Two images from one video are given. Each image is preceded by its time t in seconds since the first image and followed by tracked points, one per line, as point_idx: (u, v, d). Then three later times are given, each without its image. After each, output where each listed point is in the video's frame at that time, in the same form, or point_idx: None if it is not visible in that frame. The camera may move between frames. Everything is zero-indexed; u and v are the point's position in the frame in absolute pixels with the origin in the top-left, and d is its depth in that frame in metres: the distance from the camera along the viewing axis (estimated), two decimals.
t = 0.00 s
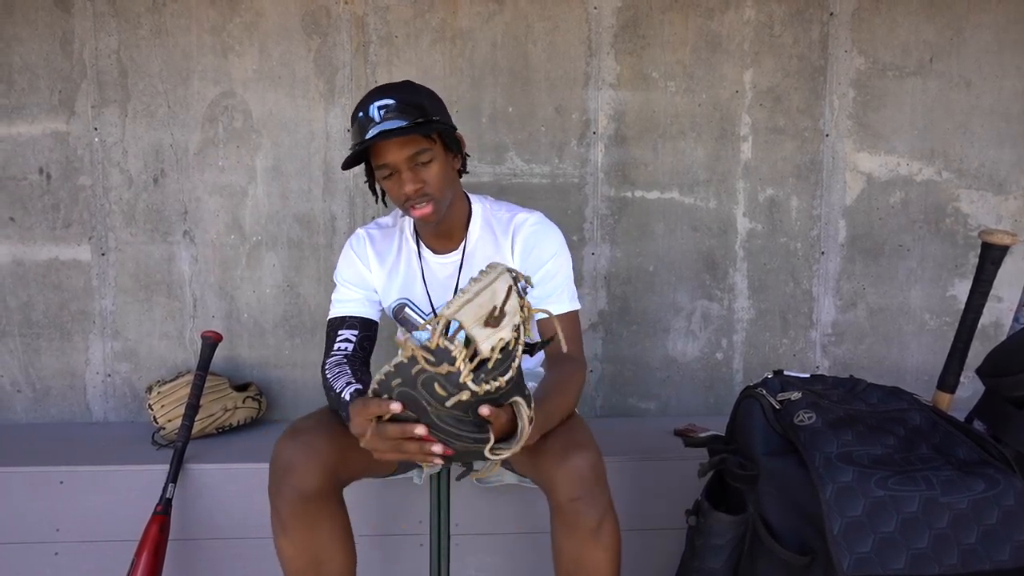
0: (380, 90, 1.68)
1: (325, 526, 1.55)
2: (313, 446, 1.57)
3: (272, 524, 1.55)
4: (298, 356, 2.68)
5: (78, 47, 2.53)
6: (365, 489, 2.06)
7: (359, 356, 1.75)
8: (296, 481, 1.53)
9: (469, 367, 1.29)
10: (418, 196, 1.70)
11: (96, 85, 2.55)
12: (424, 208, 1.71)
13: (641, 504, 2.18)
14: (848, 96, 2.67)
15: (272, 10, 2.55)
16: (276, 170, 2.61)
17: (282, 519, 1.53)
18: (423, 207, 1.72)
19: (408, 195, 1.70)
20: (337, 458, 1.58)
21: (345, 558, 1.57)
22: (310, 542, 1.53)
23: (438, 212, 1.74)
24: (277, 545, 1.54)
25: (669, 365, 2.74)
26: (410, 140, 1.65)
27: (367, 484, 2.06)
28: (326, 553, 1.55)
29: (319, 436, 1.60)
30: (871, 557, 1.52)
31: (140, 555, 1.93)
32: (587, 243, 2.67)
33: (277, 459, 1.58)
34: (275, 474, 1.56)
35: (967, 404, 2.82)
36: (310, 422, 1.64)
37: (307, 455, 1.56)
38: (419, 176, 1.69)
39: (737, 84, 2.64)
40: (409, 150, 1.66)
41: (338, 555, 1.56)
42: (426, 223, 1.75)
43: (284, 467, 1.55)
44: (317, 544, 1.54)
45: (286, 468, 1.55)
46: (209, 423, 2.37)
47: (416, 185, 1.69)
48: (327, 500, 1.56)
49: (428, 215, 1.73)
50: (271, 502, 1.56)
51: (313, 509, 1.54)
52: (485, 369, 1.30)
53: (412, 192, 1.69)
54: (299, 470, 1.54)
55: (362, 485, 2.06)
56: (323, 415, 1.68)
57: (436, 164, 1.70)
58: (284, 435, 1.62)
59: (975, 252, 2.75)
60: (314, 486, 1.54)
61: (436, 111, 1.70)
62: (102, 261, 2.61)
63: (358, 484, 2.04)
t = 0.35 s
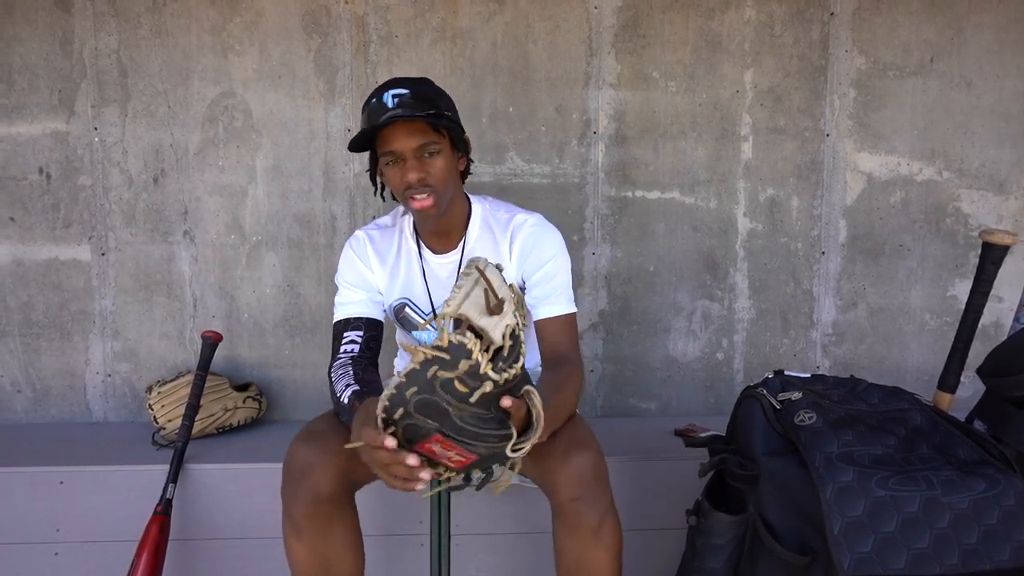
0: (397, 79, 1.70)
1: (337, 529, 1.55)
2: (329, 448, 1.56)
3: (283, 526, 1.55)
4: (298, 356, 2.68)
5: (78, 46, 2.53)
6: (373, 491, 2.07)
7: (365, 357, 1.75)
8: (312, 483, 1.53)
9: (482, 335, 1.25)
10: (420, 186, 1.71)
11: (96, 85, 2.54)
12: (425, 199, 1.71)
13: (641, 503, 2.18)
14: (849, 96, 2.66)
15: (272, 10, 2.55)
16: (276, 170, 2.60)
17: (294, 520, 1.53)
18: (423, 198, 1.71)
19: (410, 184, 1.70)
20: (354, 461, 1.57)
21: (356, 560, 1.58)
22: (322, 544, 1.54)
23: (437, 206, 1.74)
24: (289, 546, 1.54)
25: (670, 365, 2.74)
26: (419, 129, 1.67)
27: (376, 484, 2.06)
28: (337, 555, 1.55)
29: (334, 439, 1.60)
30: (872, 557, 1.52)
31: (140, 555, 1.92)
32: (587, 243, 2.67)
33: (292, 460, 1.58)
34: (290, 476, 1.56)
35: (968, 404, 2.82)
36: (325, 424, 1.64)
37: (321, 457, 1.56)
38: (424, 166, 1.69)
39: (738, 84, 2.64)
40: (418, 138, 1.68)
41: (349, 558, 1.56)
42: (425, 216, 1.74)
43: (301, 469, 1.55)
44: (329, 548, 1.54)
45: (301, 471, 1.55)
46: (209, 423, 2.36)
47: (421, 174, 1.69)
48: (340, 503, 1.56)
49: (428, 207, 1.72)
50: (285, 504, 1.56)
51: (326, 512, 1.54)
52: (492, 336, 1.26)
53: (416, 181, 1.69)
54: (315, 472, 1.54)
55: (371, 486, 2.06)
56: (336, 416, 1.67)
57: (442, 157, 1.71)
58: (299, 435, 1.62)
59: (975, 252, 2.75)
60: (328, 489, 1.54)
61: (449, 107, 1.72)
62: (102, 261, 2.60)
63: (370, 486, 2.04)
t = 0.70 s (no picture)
0: (423, 73, 1.72)
1: (338, 527, 1.54)
2: (331, 445, 1.58)
3: (284, 523, 1.55)
4: (298, 356, 2.68)
5: (78, 46, 2.52)
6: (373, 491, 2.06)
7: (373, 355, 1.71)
8: (313, 479, 1.54)
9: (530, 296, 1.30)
10: (438, 178, 1.72)
11: (95, 85, 2.54)
12: (441, 190, 1.72)
13: (641, 503, 2.17)
14: (849, 96, 2.66)
15: (272, 10, 2.55)
16: (276, 170, 2.60)
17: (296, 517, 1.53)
18: (440, 190, 1.72)
19: (428, 175, 1.71)
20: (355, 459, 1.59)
21: (356, 559, 1.56)
22: (322, 541, 1.53)
23: (453, 200, 1.75)
24: (289, 544, 1.54)
25: (670, 365, 2.74)
26: (441, 122, 1.69)
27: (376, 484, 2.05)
28: (337, 554, 1.54)
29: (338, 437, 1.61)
30: (872, 557, 1.52)
31: (140, 554, 1.93)
32: (588, 242, 2.67)
33: (296, 459, 1.59)
34: (294, 473, 1.57)
35: (968, 403, 2.82)
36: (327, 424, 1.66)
37: (325, 454, 1.56)
38: (443, 159, 1.71)
39: (738, 84, 2.64)
40: (439, 130, 1.69)
41: (348, 556, 1.55)
42: (440, 208, 1.75)
43: (303, 467, 1.56)
44: (329, 545, 1.53)
45: (304, 469, 1.56)
46: (209, 423, 2.36)
47: (440, 166, 1.71)
48: (341, 500, 1.56)
49: (445, 199, 1.73)
50: (286, 501, 1.56)
51: (328, 508, 1.54)
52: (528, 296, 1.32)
53: (435, 172, 1.71)
54: (317, 468, 1.55)
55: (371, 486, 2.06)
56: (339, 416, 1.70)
57: (461, 152, 1.73)
58: (302, 435, 1.64)
59: (976, 252, 2.74)
60: (331, 485, 1.54)
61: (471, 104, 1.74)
62: (102, 261, 2.60)
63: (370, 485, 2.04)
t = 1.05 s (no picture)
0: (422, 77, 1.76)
1: (336, 524, 1.55)
2: (332, 440, 1.58)
3: (283, 520, 1.55)
4: (299, 356, 2.68)
5: (79, 47, 2.53)
6: (371, 491, 2.07)
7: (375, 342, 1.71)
8: (315, 476, 1.55)
9: (482, 313, 1.37)
10: (414, 180, 1.75)
11: (96, 85, 2.55)
12: (418, 194, 1.76)
13: (641, 503, 2.18)
14: (848, 96, 2.67)
15: (273, 10, 2.55)
16: (277, 170, 2.61)
17: (295, 514, 1.54)
18: (418, 191, 1.76)
19: (407, 176, 1.75)
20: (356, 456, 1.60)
21: (355, 557, 1.57)
22: (323, 541, 1.54)
23: (431, 201, 1.77)
24: (289, 542, 1.54)
25: (670, 365, 2.74)
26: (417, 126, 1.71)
27: (374, 484, 2.06)
28: (337, 551, 1.55)
29: (336, 432, 1.61)
30: (872, 556, 1.52)
31: (140, 554, 1.93)
32: (588, 242, 2.67)
33: (292, 455, 1.58)
34: (291, 470, 1.57)
35: (968, 403, 2.83)
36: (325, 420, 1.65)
37: (324, 451, 1.56)
38: (418, 162, 1.73)
39: (738, 84, 2.65)
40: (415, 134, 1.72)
41: (347, 552, 1.56)
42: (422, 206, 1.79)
43: (302, 464, 1.56)
44: (329, 541, 1.55)
45: (302, 465, 1.56)
46: (209, 423, 2.37)
47: (412, 168, 1.73)
48: (340, 498, 1.56)
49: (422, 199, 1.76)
50: (285, 498, 1.56)
51: (327, 505, 1.55)
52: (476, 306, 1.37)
53: (410, 177, 1.74)
54: (316, 466, 1.55)
55: (369, 486, 2.06)
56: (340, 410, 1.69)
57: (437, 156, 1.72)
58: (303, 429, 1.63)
59: (975, 252, 2.75)
60: (331, 482, 1.55)
61: (450, 109, 1.70)
62: (103, 261, 2.61)
63: (368, 485, 2.04)
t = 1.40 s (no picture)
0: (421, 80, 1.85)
1: (325, 524, 1.66)
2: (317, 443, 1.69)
3: (275, 521, 1.66)
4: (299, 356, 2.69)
5: (81, 48, 2.54)
6: (358, 491, 2.07)
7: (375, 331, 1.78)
8: (300, 478, 1.65)
9: (338, 351, 1.44)
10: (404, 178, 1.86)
11: (99, 87, 2.56)
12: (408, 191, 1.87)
13: (639, 502, 2.18)
14: (848, 96, 2.67)
15: (274, 11, 2.56)
16: (279, 171, 2.62)
17: (285, 515, 1.65)
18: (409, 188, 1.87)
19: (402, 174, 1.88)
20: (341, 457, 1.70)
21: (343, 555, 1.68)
22: (311, 540, 1.65)
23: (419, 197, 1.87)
24: (280, 541, 1.66)
25: (670, 365, 2.74)
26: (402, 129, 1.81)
27: (363, 483, 2.07)
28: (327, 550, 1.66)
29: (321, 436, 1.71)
30: (871, 556, 1.53)
31: (142, 554, 1.94)
32: (588, 243, 2.68)
33: (282, 457, 1.70)
34: (281, 472, 1.68)
35: (968, 403, 2.83)
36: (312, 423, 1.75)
37: (310, 455, 1.67)
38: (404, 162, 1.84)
39: (737, 84, 2.65)
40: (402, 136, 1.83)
41: (336, 551, 1.67)
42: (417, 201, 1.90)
43: (290, 466, 1.67)
44: (319, 541, 1.65)
45: (290, 467, 1.67)
46: (211, 423, 2.38)
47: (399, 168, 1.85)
48: (327, 499, 1.67)
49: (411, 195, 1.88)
50: (275, 499, 1.67)
51: (314, 506, 1.66)
52: (335, 354, 1.44)
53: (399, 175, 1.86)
54: (303, 469, 1.66)
55: (358, 485, 2.07)
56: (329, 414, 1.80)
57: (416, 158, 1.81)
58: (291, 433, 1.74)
59: (975, 252, 2.75)
60: (317, 484, 1.66)
61: (425, 114, 1.77)
62: (106, 262, 2.62)
63: (359, 484, 2.05)
